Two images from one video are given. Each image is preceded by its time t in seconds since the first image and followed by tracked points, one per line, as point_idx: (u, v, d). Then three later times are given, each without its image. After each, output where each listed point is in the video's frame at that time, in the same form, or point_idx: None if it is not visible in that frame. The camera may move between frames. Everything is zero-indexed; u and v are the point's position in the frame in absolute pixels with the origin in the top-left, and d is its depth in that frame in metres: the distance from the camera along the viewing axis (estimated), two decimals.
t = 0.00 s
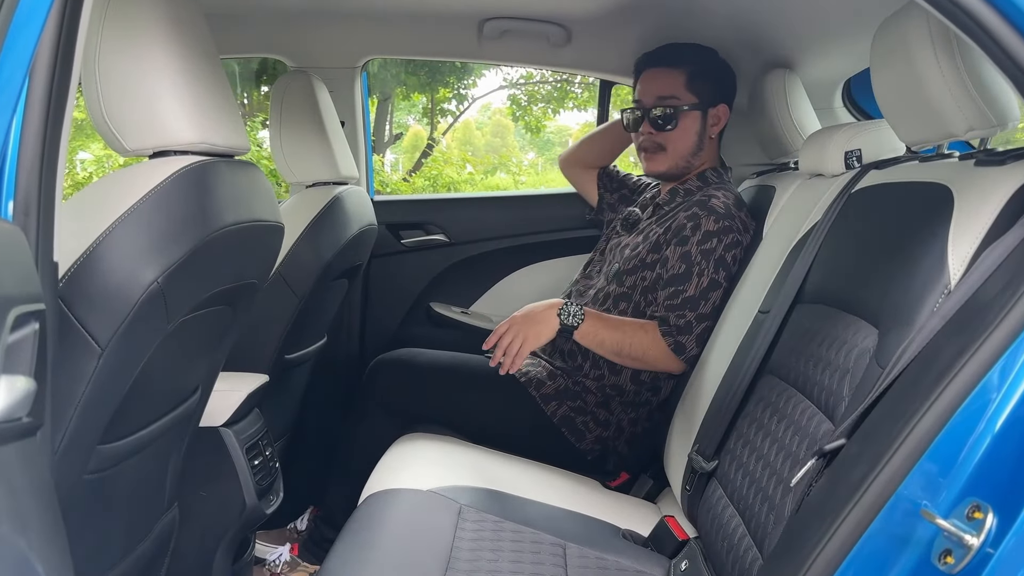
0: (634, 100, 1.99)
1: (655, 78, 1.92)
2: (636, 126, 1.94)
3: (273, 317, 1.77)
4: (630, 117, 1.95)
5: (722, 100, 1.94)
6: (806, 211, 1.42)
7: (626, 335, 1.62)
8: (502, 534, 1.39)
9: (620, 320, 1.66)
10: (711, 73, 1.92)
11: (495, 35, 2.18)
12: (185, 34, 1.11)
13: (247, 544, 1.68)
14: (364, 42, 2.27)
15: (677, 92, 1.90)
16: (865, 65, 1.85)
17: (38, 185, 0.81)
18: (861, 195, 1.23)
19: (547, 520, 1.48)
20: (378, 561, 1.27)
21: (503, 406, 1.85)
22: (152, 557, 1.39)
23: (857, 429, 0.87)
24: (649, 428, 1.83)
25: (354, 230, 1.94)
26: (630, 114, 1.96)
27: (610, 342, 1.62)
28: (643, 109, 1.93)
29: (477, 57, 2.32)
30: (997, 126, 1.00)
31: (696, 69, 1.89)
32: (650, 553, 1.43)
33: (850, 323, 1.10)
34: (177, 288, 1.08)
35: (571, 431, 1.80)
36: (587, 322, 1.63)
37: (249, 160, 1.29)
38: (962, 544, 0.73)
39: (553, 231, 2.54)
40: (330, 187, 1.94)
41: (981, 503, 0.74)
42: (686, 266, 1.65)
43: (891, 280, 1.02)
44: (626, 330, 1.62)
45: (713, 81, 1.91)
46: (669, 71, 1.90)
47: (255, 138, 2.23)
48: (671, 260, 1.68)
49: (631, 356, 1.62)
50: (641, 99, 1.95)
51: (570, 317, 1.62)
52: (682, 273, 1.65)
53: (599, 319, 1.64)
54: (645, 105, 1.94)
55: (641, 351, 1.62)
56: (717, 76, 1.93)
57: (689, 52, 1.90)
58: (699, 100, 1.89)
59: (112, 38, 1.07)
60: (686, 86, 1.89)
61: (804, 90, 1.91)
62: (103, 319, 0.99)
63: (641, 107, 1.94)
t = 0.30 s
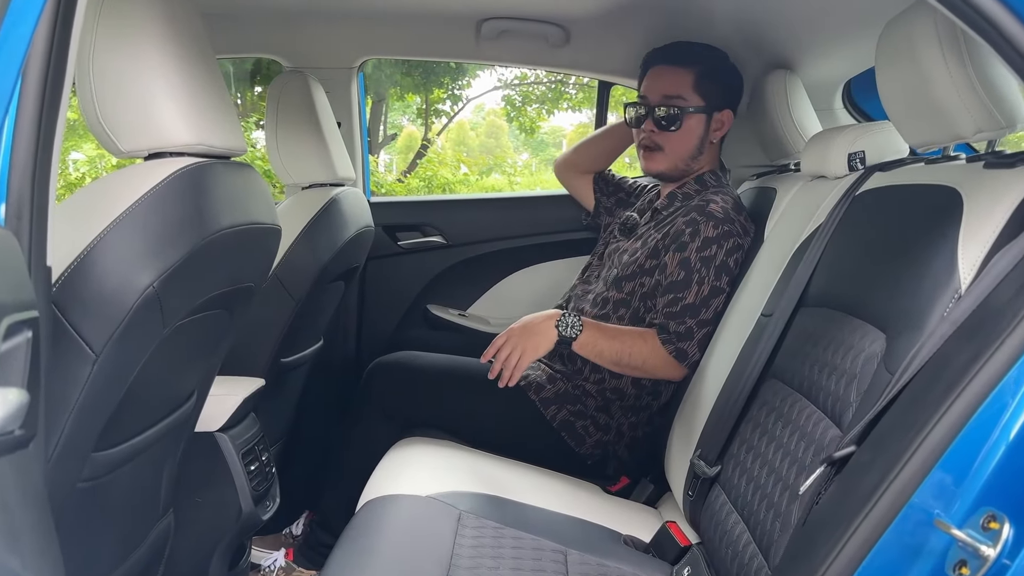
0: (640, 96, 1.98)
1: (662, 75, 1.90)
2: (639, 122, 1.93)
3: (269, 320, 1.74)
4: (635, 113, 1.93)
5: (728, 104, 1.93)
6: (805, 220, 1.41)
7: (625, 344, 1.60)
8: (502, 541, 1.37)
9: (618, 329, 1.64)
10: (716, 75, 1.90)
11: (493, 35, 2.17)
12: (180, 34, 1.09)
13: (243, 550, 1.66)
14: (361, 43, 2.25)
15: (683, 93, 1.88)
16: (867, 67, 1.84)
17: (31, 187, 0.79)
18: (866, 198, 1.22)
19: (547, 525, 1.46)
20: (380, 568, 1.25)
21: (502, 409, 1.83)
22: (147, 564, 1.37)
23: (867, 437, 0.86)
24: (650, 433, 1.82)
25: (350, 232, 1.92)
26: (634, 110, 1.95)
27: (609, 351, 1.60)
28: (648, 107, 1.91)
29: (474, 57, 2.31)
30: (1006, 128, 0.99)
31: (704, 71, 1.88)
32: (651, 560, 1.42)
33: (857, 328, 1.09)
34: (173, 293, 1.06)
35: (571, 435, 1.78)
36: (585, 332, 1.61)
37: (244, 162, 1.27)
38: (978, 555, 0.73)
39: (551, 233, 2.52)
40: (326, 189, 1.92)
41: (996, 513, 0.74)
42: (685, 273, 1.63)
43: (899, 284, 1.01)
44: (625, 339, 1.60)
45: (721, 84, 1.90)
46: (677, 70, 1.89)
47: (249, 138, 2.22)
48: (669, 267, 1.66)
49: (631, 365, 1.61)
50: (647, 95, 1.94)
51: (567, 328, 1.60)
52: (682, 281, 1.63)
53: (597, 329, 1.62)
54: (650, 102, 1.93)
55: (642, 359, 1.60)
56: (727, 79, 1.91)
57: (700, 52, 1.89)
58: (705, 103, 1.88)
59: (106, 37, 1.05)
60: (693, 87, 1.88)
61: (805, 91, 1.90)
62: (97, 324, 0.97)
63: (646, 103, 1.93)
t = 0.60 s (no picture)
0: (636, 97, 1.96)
1: (659, 76, 1.89)
2: (637, 122, 1.91)
3: (262, 323, 1.72)
4: (631, 114, 1.92)
5: (725, 106, 1.92)
6: (804, 223, 1.39)
7: (623, 349, 1.58)
8: (500, 548, 1.34)
9: (617, 333, 1.62)
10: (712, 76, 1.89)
11: (489, 35, 2.15)
12: (173, 33, 1.07)
13: (236, 558, 1.64)
14: (356, 42, 2.23)
15: (681, 94, 1.87)
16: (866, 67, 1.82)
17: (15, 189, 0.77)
18: (868, 200, 1.21)
19: (545, 532, 1.44)
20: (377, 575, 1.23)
21: (499, 413, 1.81)
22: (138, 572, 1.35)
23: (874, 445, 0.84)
24: (648, 437, 1.80)
25: (345, 234, 1.90)
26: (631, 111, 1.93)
27: (607, 356, 1.59)
28: (646, 108, 1.89)
29: (470, 57, 2.29)
30: (1011, 129, 0.97)
31: (702, 72, 1.86)
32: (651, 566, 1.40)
33: (860, 333, 1.07)
34: (164, 297, 1.04)
35: (569, 440, 1.77)
36: (582, 337, 1.60)
37: (237, 163, 1.24)
38: (990, 567, 0.71)
39: (547, 234, 2.50)
40: (321, 190, 1.89)
41: (1008, 524, 0.72)
42: (683, 276, 1.61)
43: (904, 287, 0.99)
44: (624, 343, 1.58)
45: (719, 86, 1.89)
46: (675, 71, 1.87)
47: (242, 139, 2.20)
48: (667, 270, 1.64)
49: (630, 369, 1.59)
50: (643, 96, 1.92)
51: (563, 333, 1.58)
52: (680, 285, 1.61)
53: (595, 333, 1.60)
54: (647, 103, 1.91)
55: (640, 364, 1.59)
56: (724, 81, 1.90)
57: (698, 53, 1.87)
58: (702, 105, 1.87)
59: (97, 34, 1.02)
60: (691, 88, 1.86)
61: (804, 92, 1.88)
62: (86, 330, 0.95)
63: (643, 105, 1.91)
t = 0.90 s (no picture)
0: (630, 97, 1.94)
1: (653, 77, 1.86)
2: (630, 124, 1.89)
3: (256, 325, 1.70)
4: (624, 115, 1.90)
5: (721, 104, 1.89)
6: (805, 224, 1.38)
7: (618, 345, 1.56)
8: (498, 553, 1.32)
9: (613, 330, 1.60)
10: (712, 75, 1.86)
11: (487, 33, 2.13)
12: (165, 27, 1.05)
13: (230, 562, 1.61)
14: (353, 41, 2.21)
15: (674, 95, 1.84)
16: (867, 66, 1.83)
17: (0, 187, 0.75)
18: (871, 200, 1.20)
19: (544, 536, 1.42)
20: None
21: (497, 415, 1.79)
22: None
23: (882, 450, 0.83)
24: (648, 440, 1.78)
25: (341, 234, 1.88)
26: (625, 112, 1.91)
27: (601, 352, 1.57)
28: (639, 110, 1.87)
29: (467, 56, 2.27)
30: (1020, 127, 0.96)
31: (695, 72, 1.84)
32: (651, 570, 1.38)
33: (866, 334, 1.05)
34: (156, 298, 1.01)
35: (568, 442, 1.75)
36: (577, 331, 1.58)
37: (232, 162, 1.22)
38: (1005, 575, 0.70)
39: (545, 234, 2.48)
40: (316, 190, 1.87)
41: (1021, 530, 0.72)
42: (679, 277, 1.59)
43: (911, 288, 0.97)
44: (618, 339, 1.56)
45: (712, 86, 1.86)
46: (668, 71, 1.84)
47: (237, 138, 2.17)
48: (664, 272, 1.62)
49: (623, 366, 1.57)
50: (637, 97, 1.89)
51: (558, 327, 1.57)
52: (676, 286, 1.59)
53: (590, 329, 1.58)
54: (641, 103, 1.89)
55: (634, 361, 1.56)
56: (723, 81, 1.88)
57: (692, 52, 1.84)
58: (697, 105, 1.84)
59: (88, 28, 1.00)
60: (685, 88, 1.84)
61: (804, 90, 1.87)
62: (76, 333, 0.93)
63: (636, 106, 1.89)
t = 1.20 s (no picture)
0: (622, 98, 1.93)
1: (640, 78, 1.85)
2: (621, 126, 1.90)
3: (254, 324, 1.68)
4: (617, 116, 1.91)
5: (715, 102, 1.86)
6: (809, 223, 1.36)
7: (584, 300, 1.52)
8: (499, 555, 1.31)
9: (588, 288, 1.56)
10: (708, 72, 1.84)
11: (486, 30, 2.11)
12: (162, 22, 1.03)
13: (227, 563, 1.59)
14: (351, 38, 2.19)
15: (662, 95, 1.83)
16: (866, 64, 1.84)
17: None
18: (878, 199, 1.18)
19: (545, 537, 1.40)
20: None
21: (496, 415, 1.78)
22: None
23: (892, 452, 0.81)
24: (649, 441, 1.77)
25: (339, 233, 1.86)
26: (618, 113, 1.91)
27: (565, 303, 1.53)
28: (628, 111, 1.87)
29: (467, 53, 2.25)
30: None
31: (682, 73, 1.81)
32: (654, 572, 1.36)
33: (873, 333, 1.04)
34: (152, 297, 1.00)
35: (569, 444, 1.73)
36: (544, 277, 1.54)
37: (230, 159, 1.20)
38: None
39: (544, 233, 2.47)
40: (314, 188, 1.85)
41: None
42: (660, 259, 1.58)
43: (919, 288, 0.96)
44: (586, 299, 1.53)
45: (704, 85, 1.83)
46: (656, 72, 1.83)
47: (233, 137, 2.15)
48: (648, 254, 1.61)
49: (585, 324, 1.53)
50: (627, 99, 1.89)
51: (527, 269, 1.54)
52: (655, 266, 1.58)
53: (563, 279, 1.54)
54: (630, 106, 1.88)
55: (597, 323, 1.52)
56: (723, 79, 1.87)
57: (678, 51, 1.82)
58: (686, 105, 1.82)
59: (83, 21, 0.98)
60: (672, 90, 1.82)
61: (806, 88, 1.86)
62: (70, 333, 0.91)
63: (625, 108, 1.88)
